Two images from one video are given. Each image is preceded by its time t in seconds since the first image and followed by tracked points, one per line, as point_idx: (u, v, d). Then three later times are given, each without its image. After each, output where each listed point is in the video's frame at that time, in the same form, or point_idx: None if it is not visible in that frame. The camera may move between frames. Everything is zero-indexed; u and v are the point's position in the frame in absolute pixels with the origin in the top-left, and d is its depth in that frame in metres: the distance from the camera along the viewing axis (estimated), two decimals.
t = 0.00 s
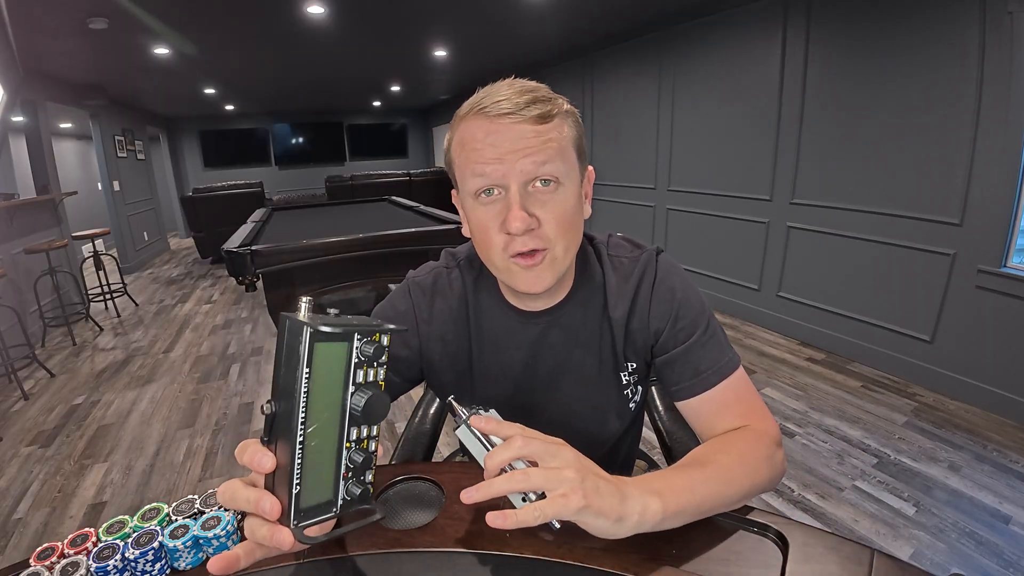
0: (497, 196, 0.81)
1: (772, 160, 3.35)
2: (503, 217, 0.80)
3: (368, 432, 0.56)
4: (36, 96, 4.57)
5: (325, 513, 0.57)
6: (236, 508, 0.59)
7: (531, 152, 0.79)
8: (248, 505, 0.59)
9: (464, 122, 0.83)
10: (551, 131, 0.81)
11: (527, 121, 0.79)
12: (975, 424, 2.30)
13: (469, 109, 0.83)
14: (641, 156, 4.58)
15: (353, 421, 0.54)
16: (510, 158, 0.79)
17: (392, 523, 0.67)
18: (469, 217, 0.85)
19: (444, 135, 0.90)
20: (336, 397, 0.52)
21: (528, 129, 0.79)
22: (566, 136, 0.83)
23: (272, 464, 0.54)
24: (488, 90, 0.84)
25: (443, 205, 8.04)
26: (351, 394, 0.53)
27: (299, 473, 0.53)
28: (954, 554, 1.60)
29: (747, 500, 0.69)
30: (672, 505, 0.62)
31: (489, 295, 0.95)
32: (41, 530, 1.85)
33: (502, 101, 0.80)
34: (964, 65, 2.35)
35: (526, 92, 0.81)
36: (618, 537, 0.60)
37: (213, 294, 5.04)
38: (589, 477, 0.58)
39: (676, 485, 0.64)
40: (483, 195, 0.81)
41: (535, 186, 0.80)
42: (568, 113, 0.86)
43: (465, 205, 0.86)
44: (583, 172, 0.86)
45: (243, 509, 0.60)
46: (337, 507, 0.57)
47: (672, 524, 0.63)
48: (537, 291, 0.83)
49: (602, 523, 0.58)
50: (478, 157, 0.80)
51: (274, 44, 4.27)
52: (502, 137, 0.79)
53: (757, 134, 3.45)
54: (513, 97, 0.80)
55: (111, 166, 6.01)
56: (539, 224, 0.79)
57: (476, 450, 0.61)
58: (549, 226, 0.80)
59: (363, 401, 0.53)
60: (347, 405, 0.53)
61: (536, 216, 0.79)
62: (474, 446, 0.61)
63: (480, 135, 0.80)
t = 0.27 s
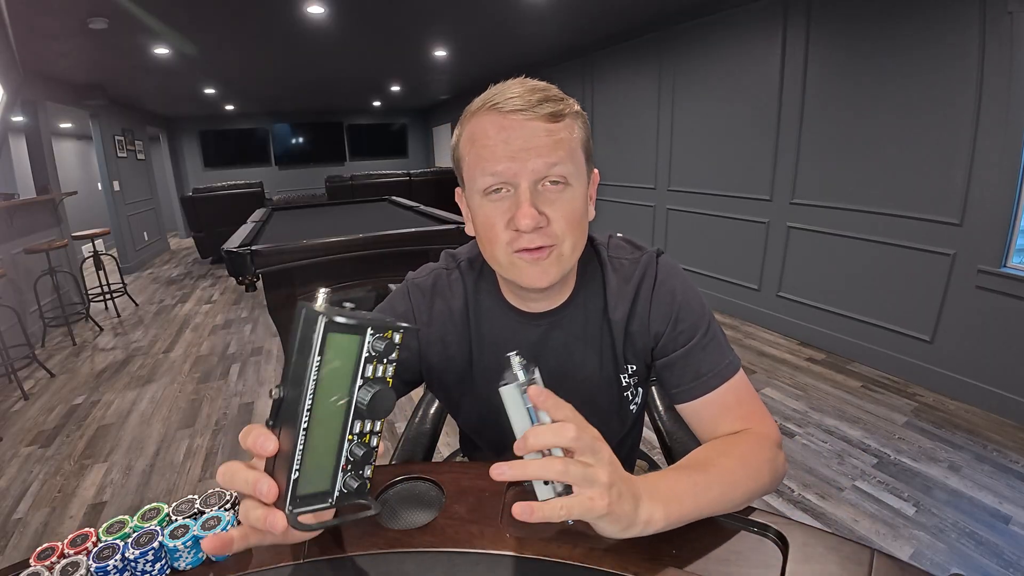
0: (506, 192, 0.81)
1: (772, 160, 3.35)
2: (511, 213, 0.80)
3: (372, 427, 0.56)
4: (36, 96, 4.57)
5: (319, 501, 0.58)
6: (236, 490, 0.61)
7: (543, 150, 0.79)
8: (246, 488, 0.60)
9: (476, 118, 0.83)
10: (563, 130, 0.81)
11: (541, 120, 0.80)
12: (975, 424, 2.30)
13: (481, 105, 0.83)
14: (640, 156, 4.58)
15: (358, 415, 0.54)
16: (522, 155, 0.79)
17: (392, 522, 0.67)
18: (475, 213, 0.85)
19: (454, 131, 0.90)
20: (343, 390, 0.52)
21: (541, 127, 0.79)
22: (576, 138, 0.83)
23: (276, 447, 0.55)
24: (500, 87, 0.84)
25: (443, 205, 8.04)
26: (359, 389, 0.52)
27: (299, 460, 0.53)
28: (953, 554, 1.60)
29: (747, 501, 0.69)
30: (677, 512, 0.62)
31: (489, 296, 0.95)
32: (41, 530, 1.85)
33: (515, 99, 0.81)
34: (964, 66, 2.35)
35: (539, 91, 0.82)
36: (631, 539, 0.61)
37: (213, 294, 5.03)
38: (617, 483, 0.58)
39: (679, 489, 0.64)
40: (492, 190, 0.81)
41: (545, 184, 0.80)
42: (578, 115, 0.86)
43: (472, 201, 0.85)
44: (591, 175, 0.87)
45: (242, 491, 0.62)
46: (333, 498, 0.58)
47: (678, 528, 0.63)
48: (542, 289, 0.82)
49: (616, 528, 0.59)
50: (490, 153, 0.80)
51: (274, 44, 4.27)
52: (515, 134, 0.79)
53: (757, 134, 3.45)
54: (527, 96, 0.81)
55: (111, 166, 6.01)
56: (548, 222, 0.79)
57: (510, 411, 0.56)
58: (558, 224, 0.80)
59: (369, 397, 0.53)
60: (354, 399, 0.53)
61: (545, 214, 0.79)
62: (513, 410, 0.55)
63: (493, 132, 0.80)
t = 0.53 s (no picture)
0: (509, 186, 0.81)
1: (772, 160, 3.35)
2: (514, 209, 0.80)
3: (390, 403, 0.63)
4: (36, 96, 4.57)
5: (313, 448, 0.59)
6: (250, 412, 0.64)
7: (549, 146, 0.79)
8: (259, 414, 0.63)
9: (483, 111, 0.83)
10: (569, 127, 0.81)
11: (548, 115, 0.80)
12: (974, 423, 2.30)
13: (489, 99, 0.83)
14: (640, 156, 4.58)
15: (385, 384, 0.63)
16: (528, 150, 0.79)
17: (390, 523, 0.67)
18: (478, 208, 0.85)
19: (459, 124, 0.90)
20: (383, 352, 0.63)
21: (548, 123, 0.79)
22: (581, 136, 0.83)
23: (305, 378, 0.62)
24: (507, 82, 0.84)
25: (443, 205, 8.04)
26: (396, 359, 0.63)
27: (318, 395, 0.60)
28: (954, 554, 1.60)
29: (748, 500, 0.69)
30: (700, 506, 0.63)
31: (488, 296, 0.95)
32: (41, 530, 1.85)
33: (523, 94, 0.81)
34: (964, 66, 2.35)
35: (547, 88, 0.82)
36: (665, 534, 0.62)
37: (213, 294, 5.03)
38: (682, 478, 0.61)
39: (691, 485, 0.65)
40: (496, 186, 0.81)
41: (549, 181, 0.80)
42: (584, 114, 0.87)
43: (474, 196, 0.85)
44: (595, 175, 0.87)
45: (255, 419, 0.65)
46: (330, 450, 0.60)
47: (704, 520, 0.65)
48: (541, 287, 0.82)
49: (657, 521, 0.60)
50: (495, 148, 0.80)
51: (274, 44, 4.27)
52: (522, 129, 0.79)
53: (757, 134, 3.44)
54: (535, 92, 0.81)
55: (111, 166, 6.01)
56: (551, 218, 0.79)
57: (603, 387, 0.53)
58: (561, 221, 0.80)
59: (395, 371, 0.63)
60: (388, 363, 0.63)
61: (548, 210, 0.79)
62: (612, 384, 0.53)
63: (499, 126, 0.80)
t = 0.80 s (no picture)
0: (510, 186, 0.80)
1: (772, 160, 3.35)
2: (515, 209, 0.80)
3: (407, 395, 0.65)
4: (36, 96, 4.57)
5: (328, 425, 0.63)
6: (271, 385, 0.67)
7: (551, 147, 0.79)
8: (282, 389, 0.66)
9: (484, 111, 0.83)
10: (570, 128, 0.81)
11: (550, 116, 0.80)
12: (974, 424, 2.30)
13: (490, 99, 0.83)
14: (640, 156, 4.58)
15: (404, 376, 0.65)
16: (529, 150, 0.79)
17: (389, 523, 0.67)
18: (477, 208, 0.85)
19: (459, 125, 0.90)
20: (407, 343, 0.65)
21: (550, 124, 0.80)
22: (582, 138, 0.84)
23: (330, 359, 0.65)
24: (508, 83, 0.84)
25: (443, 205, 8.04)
26: (415, 353, 0.65)
27: (341, 374, 0.63)
28: (954, 554, 1.60)
29: (747, 501, 0.69)
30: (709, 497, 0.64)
31: (486, 295, 0.95)
32: (41, 530, 1.85)
33: (524, 94, 0.81)
34: (964, 66, 2.35)
35: (549, 89, 0.83)
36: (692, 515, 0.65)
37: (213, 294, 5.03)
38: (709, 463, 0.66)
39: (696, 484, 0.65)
40: (496, 185, 0.81)
41: (550, 181, 0.80)
42: (584, 116, 0.87)
43: (474, 196, 0.85)
44: (594, 177, 0.87)
45: (274, 393, 0.68)
46: (343, 429, 0.62)
47: (711, 514, 0.66)
48: (540, 289, 0.82)
49: (694, 489, 0.61)
50: (497, 147, 0.80)
51: (274, 44, 4.27)
52: (524, 129, 0.79)
53: (757, 134, 3.44)
54: (536, 92, 0.81)
55: (111, 166, 6.01)
56: (553, 219, 0.79)
57: (631, 324, 0.59)
58: (562, 221, 0.80)
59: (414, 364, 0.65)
60: (408, 355, 0.65)
61: (549, 210, 0.79)
62: (638, 320, 0.59)
63: (501, 125, 0.80)
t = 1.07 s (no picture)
0: (514, 185, 0.80)
1: (772, 160, 3.35)
2: (518, 208, 0.80)
3: (409, 393, 0.62)
4: (36, 96, 4.57)
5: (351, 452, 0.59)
6: (274, 422, 0.63)
7: (554, 146, 0.79)
8: (290, 425, 0.62)
9: (487, 109, 0.83)
10: (573, 127, 0.81)
11: (553, 114, 0.80)
12: (974, 423, 2.30)
13: (493, 97, 0.83)
14: (640, 156, 4.58)
15: (402, 378, 0.61)
16: (533, 149, 0.79)
17: (389, 523, 0.67)
18: (480, 206, 0.85)
19: (461, 122, 0.90)
20: (395, 347, 0.61)
21: (554, 123, 0.79)
22: (584, 137, 0.84)
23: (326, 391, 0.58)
24: (511, 81, 0.84)
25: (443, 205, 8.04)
26: (407, 353, 0.61)
27: (346, 401, 0.58)
28: (954, 554, 1.60)
29: (746, 500, 0.69)
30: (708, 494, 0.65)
31: (486, 294, 0.96)
32: (41, 530, 1.85)
33: (528, 93, 0.81)
34: (964, 66, 2.35)
35: (552, 87, 0.82)
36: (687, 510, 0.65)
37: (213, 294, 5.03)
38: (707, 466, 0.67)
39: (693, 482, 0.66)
40: (499, 184, 0.81)
41: (554, 180, 0.80)
42: (587, 114, 0.87)
43: (477, 194, 0.85)
44: (596, 176, 0.87)
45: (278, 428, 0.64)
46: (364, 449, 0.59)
47: (710, 513, 0.66)
48: (543, 288, 0.82)
49: (690, 488, 0.61)
50: (500, 146, 0.80)
51: (274, 43, 4.27)
52: (527, 127, 0.79)
53: (757, 134, 3.44)
54: (540, 91, 0.81)
55: (111, 166, 6.01)
56: (556, 218, 0.79)
57: (621, 312, 0.60)
58: (565, 220, 0.79)
59: (413, 363, 0.61)
60: (402, 359, 0.61)
61: (553, 209, 0.79)
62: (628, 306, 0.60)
63: (504, 124, 0.80)
